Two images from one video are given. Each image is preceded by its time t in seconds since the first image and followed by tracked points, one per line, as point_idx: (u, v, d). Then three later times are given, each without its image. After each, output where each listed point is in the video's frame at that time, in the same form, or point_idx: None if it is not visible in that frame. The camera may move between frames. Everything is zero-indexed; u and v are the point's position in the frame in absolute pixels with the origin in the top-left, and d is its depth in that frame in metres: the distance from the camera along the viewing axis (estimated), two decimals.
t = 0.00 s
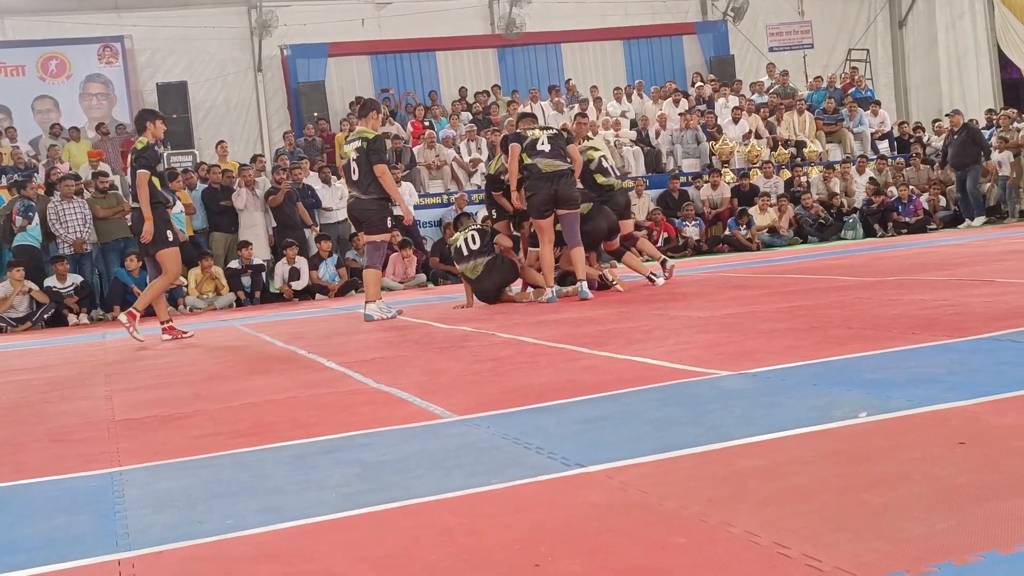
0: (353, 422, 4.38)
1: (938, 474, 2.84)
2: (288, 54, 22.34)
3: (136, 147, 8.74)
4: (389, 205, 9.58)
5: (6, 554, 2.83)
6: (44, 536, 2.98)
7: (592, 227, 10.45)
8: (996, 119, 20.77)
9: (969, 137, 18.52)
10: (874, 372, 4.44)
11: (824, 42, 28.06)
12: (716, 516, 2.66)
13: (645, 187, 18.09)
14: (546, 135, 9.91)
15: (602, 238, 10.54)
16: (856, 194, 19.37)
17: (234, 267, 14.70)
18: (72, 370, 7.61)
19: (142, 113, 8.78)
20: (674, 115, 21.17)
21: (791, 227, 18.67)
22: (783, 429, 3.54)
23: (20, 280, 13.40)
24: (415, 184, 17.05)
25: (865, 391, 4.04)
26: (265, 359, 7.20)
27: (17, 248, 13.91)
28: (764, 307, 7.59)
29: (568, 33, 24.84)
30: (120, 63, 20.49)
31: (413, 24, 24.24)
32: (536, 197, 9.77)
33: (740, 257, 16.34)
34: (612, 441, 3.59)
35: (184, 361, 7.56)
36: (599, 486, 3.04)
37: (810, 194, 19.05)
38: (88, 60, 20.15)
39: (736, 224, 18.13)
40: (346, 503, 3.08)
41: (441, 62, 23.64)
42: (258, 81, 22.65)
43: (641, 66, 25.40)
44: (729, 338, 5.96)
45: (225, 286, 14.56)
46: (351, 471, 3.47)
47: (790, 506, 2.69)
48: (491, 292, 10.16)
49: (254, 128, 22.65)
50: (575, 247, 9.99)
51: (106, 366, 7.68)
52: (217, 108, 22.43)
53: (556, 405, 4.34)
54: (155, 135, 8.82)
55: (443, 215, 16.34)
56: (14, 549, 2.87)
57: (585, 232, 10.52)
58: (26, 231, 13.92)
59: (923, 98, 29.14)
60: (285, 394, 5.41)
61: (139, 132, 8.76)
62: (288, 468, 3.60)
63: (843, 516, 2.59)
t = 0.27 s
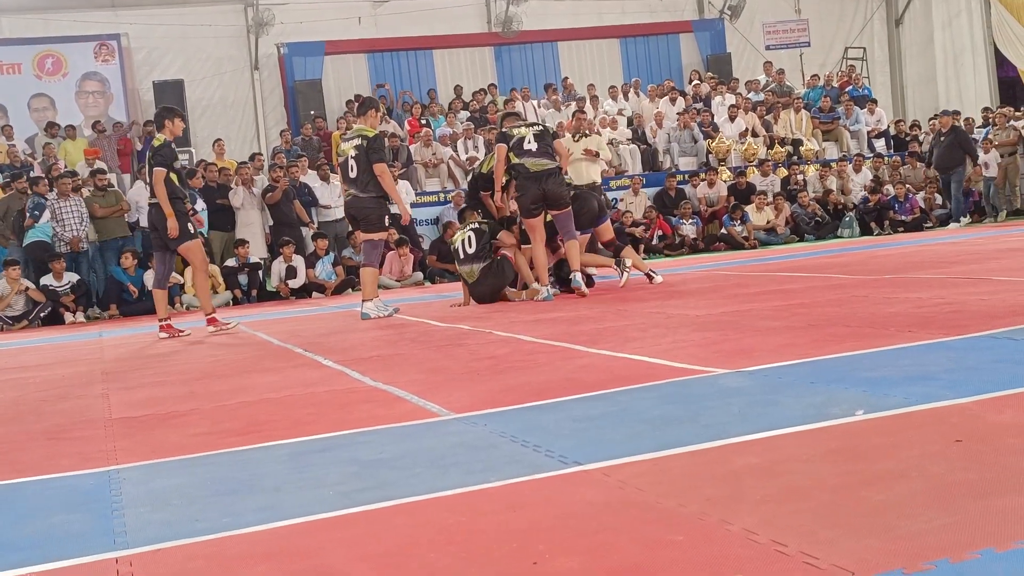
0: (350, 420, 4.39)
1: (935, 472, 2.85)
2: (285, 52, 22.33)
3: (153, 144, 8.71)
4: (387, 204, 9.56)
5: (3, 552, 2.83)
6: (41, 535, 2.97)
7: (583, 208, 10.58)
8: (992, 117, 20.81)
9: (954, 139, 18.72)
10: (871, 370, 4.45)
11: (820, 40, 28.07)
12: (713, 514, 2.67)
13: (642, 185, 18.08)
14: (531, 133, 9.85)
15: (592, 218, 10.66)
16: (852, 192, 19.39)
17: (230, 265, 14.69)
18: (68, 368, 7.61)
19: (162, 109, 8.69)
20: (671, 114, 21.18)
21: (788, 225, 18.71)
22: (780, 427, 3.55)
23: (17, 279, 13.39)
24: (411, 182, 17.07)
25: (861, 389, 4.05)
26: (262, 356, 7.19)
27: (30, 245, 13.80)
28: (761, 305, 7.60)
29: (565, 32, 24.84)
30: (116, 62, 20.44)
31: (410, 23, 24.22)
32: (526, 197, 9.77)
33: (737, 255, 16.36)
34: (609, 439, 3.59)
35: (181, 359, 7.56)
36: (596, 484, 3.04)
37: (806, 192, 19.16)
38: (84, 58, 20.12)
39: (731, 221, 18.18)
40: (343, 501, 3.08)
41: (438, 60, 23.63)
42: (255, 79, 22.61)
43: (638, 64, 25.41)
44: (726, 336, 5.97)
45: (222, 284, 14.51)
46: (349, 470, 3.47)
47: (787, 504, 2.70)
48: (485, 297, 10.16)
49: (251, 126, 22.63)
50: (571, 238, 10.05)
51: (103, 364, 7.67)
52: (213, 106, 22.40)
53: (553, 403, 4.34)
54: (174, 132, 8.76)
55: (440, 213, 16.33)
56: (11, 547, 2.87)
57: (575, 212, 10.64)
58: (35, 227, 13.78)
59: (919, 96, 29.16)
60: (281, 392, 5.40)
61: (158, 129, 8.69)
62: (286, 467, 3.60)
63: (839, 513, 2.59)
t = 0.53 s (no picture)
0: (349, 420, 4.38)
1: (934, 472, 2.85)
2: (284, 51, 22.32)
3: (181, 146, 8.74)
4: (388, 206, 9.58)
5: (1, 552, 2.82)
6: (40, 535, 2.97)
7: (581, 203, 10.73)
8: (991, 117, 20.81)
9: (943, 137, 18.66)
10: (868, 370, 4.45)
11: (819, 39, 28.08)
12: (713, 514, 2.67)
13: (641, 185, 18.07)
14: (524, 132, 9.82)
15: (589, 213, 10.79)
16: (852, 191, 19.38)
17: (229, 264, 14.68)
18: (66, 368, 7.60)
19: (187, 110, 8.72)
20: (670, 113, 21.19)
21: (787, 225, 18.72)
22: (779, 426, 3.54)
23: (15, 279, 13.36)
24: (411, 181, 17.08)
25: (861, 388, 4.05)
26: (261, 356, 7.19)
27: (51, 242, 13.87)
28: (760, 305, 7.59)
29: (564, 31, 24.84)
30: (115, 61, 20.41)
31: (409, 22, 24.22)
32: (524, 196, 9.77)
33: (736, 254, 16.36)
34: (608, 438, 3.59)
35: (180, 358, 7.55)
36: (595, 483, 3.04)
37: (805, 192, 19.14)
38: (83, 58, 20.11)
39: (728, 220, 18.21)
40: (342, 501, 3.08)
41: (437, 60, 23.64)
42: (254, 79, 22.60)
43: (637, 63, 25.42)
44: (725, 336, 5.97)
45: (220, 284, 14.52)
46: (347, 469, 3.47)
47: (786, 503, 2.70)
48: (483, 300, 10.23)
49: (250, 126, 22.62)
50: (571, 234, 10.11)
51: (101, 364, 7.66)
52: (212, 106, 22.40)
53: (552, 403, 4.34)
54: (199, 131, 8.78)
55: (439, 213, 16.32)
56: (9, 547, 2.87)
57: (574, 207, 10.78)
58: (58, 227, 13.88)
59: (918, 95, 29.16)
60: (280, 392, 5.40)
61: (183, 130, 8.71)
62: (284, 466, 3.59)
63: (838, 513, 2.59)
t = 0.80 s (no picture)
0: (349, 419, 4.38)
1: (934, 471, 2.85)
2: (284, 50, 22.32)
3: (209, 142, 8.79)
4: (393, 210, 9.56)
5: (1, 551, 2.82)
6: (40, 534, 2.97)
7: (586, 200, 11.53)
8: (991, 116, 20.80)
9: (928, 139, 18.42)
10: (868, 369, 4.45)
11: (819, 39, 28.07)
12: (713, 513, 2.66)
13: (641, 184, 18.05)
14: (520, 134, 9.85)
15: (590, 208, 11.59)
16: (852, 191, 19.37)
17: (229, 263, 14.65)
18: (66, 367, 7.60)
19: (215, 106, 8.77)
20: (671, 112, 21.19)
21: (787, 224, 18.72)
22: (780, 425, 3.54)
23: (14, 279, 13.35)
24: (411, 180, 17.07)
25: (860, 388, 4.05)
26: (262, 355, 7.18)
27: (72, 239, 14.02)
28: (759, 304, 7.59)
29: (564, 30, 24.84)
30: (115, 60, 20.38)
31: (409, 22, 24.21)
32: (528, 195, 9.77)
33: (736, 254, 16.35)
34: (608, 437, 3.59)
35: (181, 357, 7.55)
36: (595, 483, 3.04)
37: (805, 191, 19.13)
38: (83, 57, 20.10)
39: (726, 219, 18.23)
40: (342, 500, 3.07)
41: (437, 59, 23.63)
42: (253, 78, 22.59)
43: (637, 63, 25.42)
44: (725, 335, 5.97)
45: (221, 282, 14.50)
46: (348, 468, 3.47)
47: (786, 502, 2.69)
48: (483, 300, 10.21)
49: (250, 125, 22.62)
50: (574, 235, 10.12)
51: (102, 363, 7.66)
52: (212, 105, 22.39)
53: (553, 402, 4.34)
54: (227, 128, 8.85)
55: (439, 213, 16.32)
56: (10, 547, 2.87)
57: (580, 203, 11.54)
58: (80, 224, 14.00)
59: (918, 94, 29.14)
60: (280, 391, 5.40)
61: (211, 125, 8.74)
62: (284, 466, 3.59)
63: (839, 512, 2.59)
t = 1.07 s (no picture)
0: (348, 419, 4.38)
1: (935, 470, 2.85)
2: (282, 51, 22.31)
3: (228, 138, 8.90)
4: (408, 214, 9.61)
5: None
6: (40, 534, 2.97)
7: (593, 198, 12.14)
8: (989, 117, 20.82)
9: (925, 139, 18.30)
10: (868, 369, 4.45)
11: (817, 39, 28.09)
12: (712, 512, 2.66)
13: (639, 184, 18.04)
14: (523, 133, 9.85)
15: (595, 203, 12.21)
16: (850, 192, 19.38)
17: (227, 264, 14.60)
18: (65, 367, 7.60)
19: (235, 107, 8.95)
20: (669, 112, 21.22)
21: (785, 225, 18.72)
22: (779, 425, 3.54)
23: (13, 280, 13.32)
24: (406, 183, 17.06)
25: (860, 388, 4.05)
26: (261, 355, 7.19)
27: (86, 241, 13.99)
28: (758, 304, 7.60)
29: (562, 31, 24.83)
30: (113, 60, 20.36)
31: (407, 22, 24.21)
32: (529, 196, 9.75)
33: (734, 254, 16.34)
34: (607, 437, 3.59)
35: (180, 357, 7.54)
36: (594, 482, 3.04)
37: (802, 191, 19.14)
38: (81, 57, 20.08)
39: (723, 219, 18.24)
40: (342, 500, 3.07)
41: (435, 59, 23.63)
42: (252, 78, 22.58)
43: (635, 63, 25.43)
44: (724, 336, 5.97)
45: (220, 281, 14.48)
46: (347, 468, 3.46)
47: (787, 501, 2.70)
48: (482, 301, 10.23)
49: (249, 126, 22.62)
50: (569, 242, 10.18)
51: (100, 363, 7.65)
52: (209, 105, 22.37)
53: (551, 402, 4.34)
54: (246, 128, 9.00)
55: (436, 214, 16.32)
56: (9, 546, 2.86)
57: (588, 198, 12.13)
58: (97, 224, 13.99)
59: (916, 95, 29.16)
60: (279, 391, 5.40)
61: (231, 124, 8.91)
62: (284, 466, 3.59)
63: (837, 511, 2.59)
